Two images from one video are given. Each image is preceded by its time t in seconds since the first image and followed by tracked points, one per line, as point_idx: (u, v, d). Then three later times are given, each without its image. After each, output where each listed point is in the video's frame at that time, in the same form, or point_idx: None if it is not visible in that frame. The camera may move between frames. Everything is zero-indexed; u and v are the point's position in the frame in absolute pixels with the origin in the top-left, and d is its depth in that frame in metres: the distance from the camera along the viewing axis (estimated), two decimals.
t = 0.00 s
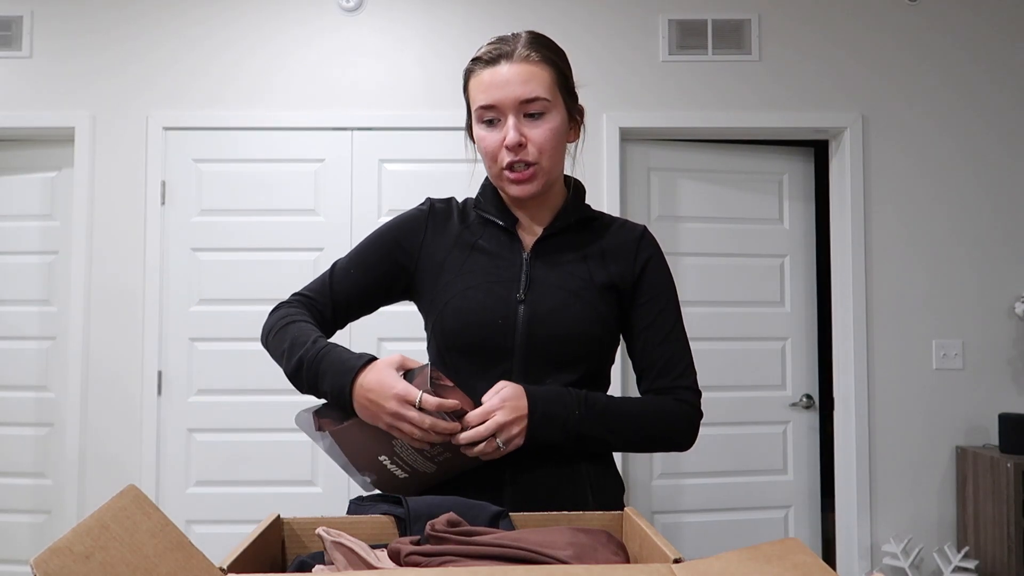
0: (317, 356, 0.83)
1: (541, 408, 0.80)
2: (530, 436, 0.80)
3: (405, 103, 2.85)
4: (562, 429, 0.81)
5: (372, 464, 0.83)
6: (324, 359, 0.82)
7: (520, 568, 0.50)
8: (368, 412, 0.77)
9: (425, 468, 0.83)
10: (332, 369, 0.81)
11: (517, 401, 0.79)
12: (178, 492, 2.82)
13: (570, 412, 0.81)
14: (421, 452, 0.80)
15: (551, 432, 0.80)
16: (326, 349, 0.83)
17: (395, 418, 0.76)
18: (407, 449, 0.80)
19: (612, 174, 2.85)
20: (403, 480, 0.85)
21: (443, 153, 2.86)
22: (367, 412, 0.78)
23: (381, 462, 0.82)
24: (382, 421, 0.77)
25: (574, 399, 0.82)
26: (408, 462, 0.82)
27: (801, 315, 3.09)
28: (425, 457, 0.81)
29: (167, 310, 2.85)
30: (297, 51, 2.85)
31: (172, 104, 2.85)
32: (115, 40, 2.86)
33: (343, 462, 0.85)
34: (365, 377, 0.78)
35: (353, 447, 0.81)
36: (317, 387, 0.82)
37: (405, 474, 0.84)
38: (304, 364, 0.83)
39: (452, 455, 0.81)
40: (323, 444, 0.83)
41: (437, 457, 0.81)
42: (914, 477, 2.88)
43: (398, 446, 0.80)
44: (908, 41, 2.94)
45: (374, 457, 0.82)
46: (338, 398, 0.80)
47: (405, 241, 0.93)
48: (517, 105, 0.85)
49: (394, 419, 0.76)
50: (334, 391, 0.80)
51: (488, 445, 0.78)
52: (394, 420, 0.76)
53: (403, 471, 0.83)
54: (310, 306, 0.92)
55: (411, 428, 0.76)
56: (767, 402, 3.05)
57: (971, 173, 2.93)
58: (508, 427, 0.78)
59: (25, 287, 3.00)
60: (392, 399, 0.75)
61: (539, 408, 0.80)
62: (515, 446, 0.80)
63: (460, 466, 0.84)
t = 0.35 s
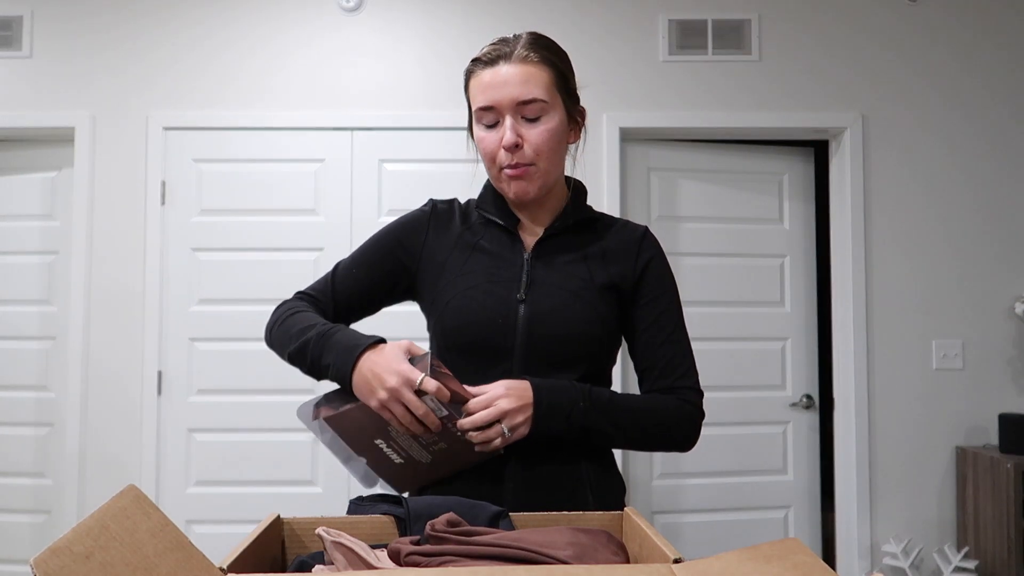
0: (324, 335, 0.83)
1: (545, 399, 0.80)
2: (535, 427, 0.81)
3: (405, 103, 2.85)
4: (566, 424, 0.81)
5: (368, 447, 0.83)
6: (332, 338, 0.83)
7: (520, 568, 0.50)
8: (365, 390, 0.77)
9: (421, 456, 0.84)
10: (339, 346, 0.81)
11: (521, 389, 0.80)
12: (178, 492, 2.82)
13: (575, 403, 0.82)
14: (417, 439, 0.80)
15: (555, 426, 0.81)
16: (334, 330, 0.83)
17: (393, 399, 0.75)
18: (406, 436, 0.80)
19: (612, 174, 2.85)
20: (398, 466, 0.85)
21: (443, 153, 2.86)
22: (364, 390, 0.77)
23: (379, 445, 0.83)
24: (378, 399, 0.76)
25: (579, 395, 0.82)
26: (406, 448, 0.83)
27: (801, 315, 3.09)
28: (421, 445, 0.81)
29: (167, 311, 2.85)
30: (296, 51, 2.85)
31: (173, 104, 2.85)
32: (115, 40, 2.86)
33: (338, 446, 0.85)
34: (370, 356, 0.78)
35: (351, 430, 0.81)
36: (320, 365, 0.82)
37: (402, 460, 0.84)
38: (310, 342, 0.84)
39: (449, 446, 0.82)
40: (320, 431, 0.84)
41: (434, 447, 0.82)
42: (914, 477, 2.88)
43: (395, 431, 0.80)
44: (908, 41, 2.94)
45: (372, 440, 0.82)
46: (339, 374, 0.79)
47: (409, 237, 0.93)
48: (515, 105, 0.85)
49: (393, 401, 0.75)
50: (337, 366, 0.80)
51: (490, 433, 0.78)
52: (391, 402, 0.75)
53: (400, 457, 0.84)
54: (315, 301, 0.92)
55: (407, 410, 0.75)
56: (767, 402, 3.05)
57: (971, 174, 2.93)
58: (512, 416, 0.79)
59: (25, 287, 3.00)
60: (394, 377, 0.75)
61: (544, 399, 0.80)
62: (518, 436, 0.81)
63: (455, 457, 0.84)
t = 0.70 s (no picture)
0: (335, 320, 0.84)
1: (554, 400, 0.80)
2: (546, 425, 0.80)
3: (405, 103, 2.85)
4: (573, 427, 0.81)
5: (370, 442, 0.82)
6: (343, 321, 0.84)
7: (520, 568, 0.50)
8: (372, 367, 0.78)
9: (424, 455, 0.82)
10: (350, 328, 0.82)
11: (533, 383, 0.81)
12: (178, 492, 2.82)
13: (583, 406, 0.82)
14: (423, 428, 0.81)
15: (562, 428, 0.81)
16: (344, 316, 0.84)
17: (401, 377, 0.76)
18: (413, 422, 0.81)
19: (612, 174, 2.85)
20: (398, 470, 0.83)
21: (443, 153, 2.86)
22: (371, 367, 0.78)
23: (383, 441, 0.82)
24: (386, 375, 0.77)
25: (586, 400, 0.82)
26: (410, 444, 0.82)
27: (801, 315, 3.09)
28: (426, 437, 0.81)
29: (167, 311, 2.85)
30: (295, 51, 2.85)
31: (173, 104, 2.85)
32: (115, 40, 2.86)
33: (342, 448, 0.84)
34: (382, 337, 0.80)
35: (357, 419, 0.81)
36: (330, 347, 0.83)
37: (403, 461, 0.83)
38: (320, 326, 0.84)
39: (453, 439, 0.81)
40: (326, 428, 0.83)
41: (438, 440, 0.81)
42: (914, 477, 2.88)
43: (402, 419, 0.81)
44: (909, 41, 2.94)
45: (377, 433, 0.82)
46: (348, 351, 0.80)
47: (413, 233, 0.94)
48: (518, 105, 0.85)
49: (400, 380, 0.77)
50: (346, 345, 0.81)
51: (500, 421, 0.78)
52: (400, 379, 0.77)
53: (402, 458, 0.83)
54: (320, 297, 0.93)
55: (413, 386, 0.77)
56: (767, 402, 3.05)
57: (971, 173, 2.93)
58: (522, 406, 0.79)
59: (24, 287, 3.00)
60: (403, 354, 0.77)
61: (552, 400, 0.81)
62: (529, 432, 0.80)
63: (458, 461, 0.83)
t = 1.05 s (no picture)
0: (337, 330, 0.84)
1: (559, 408, 0.81)
2: (550, 434, 0.81)
3: (405, 103, 2.85)
4: (577, 433, 0.81)
5: (377, 450, 0.82)
6: (345, 332, 0.83)
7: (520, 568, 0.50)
8: (375, 378, 0.78)
9: (429, 462, 0.82)
10: (352, 339, 0.82)
11: (537, 392, 0.81)
12: (179, 492, 2.82)
13: (587, 412, 0.82)
14: (427, 436, 0.81)
15: (567, 434, 0.81)
16: (347, 326, 0.84)
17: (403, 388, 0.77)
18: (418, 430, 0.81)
19: (612, 174, 2.85)
20: (405, 477, 0.83)
21: (443, 153, 2.86)
22: (373, 379, 0.78)
23: (389, 447, 0.82)
24: (388, 387, 0.77)
25: (591, 406, 0.82)
26: (416, 450, 0.82)
27: (802, 315, 3.09)
28: (431, 444, 0.82)
29: (167, 311, 2.85)
30: (295, 51, 2.85)
31: (173, 105, 2.85)
32: (115, 40, 2.86)
33: (347, 455, 0.83)
34: (385, 348, 0.80)
35: (363, 425, 0.80)
36: (332, 358, 0.83)
37: (410, 468, 0.82)
38: (323, 336, 0.84)
39: (458, 446, 0.82)
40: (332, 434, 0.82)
41: (443, 447, 0.82)
42: (914, 477, 2.88)
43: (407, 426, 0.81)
44: (909, 41, 2.94)
45: (384, 439, 0.82)
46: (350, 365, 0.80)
47: (415, 238, 0.94)
48: (520, 106, 0.85)
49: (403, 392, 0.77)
50: (349, 358, 0.81)
51: (505, 432, 0.79)
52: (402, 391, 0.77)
53: (409, 464, 0.82)
54: (322, 300, 0.92)
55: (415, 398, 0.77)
56: (767, 402, 3.05)
57: (971, 173, 2.93)
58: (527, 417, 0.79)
59: (25, 287, 2.99)
60: (405, 365, 0.77)
61: (557, 407, 0.81)
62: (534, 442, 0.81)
63: (463, 467, 0.83)
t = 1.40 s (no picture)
0: (337, 332, 0.84)
1: (557, 415, 0.81)
2: (548, 440, 0.81)
3: (405, 103, 2.85)
4: (576, 436, 0.82)
5: (379, 450, 0.82)
6: (345, 335, 0.83)
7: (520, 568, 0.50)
8: (373, 383, 0.78)
9: (430, 464, 0.82)
10: (352, 342, 0.82)
11: (535, 400, 0.81)
12: (179, 492, 2.82)
13: (585, 417, 0.82)
14: (427, 438, 0.81)
15: (565, 437, 0.81)
16: (347, 329, 0.84)
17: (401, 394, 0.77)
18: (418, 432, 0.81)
19: (612, 174, 2.85)
20: (406, 478, 0.83)
21: (443, 153, 2.86)
22: (372, 383, 0.78)
23: (390, 447, 0.83)
24: (387, 392, 0.77)
25: (588, 410, 0.82)
26: (416, 451, 0.82)
27: (802, 315, 3.09)
28: (431, 446, 0.82)
29: (167, 311, 2.85)
30: (295, 51, 2.85)
31: (173, 105, 2.85)
32: (115, 40, 2.86)
33: (352, 455, 0.84)
34: (385, 352, 0.80)
35: (363, 426, 0.81)
36: (332, 360, 0.83)
37: (410, 468, 0.83)
38: (323, 338, 0.84)
39: (458, 449, 0.82)
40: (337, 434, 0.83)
41: (443, 449, 0.82)
42: (914, 477, 2.88)
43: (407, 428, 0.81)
44: (909, 41, 2.94)
45: (383, 439, 0.82)
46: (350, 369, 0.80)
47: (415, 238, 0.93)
48: (520, 104, 0.85)
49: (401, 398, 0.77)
50: (348, 361, 0.81)
51: (501, 438, 0.79)
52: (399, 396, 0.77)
53: (409, 465, 0.83)
54: (322, 300, 0.92)
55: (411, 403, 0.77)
56: (767, 402, 3.05)
57: (971, 173, 2.93)
58: (524, 424, 0.79)
59: (25, 287, 2.99)
60: (403, 372, 0.77)
61: (555, 416, 0.81)
62: (530, 449, 0.81)
63: (463, 470, 0.83)
